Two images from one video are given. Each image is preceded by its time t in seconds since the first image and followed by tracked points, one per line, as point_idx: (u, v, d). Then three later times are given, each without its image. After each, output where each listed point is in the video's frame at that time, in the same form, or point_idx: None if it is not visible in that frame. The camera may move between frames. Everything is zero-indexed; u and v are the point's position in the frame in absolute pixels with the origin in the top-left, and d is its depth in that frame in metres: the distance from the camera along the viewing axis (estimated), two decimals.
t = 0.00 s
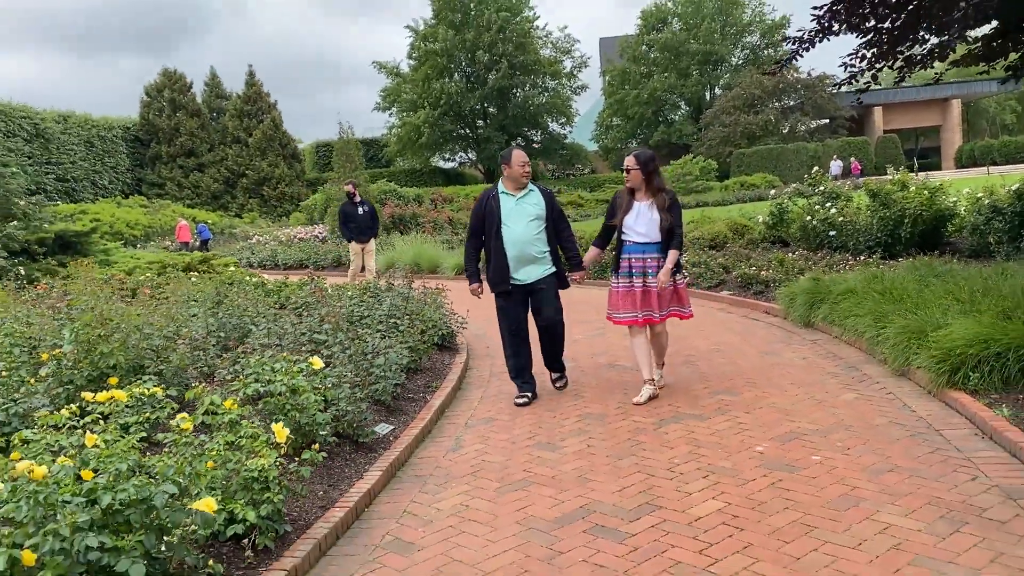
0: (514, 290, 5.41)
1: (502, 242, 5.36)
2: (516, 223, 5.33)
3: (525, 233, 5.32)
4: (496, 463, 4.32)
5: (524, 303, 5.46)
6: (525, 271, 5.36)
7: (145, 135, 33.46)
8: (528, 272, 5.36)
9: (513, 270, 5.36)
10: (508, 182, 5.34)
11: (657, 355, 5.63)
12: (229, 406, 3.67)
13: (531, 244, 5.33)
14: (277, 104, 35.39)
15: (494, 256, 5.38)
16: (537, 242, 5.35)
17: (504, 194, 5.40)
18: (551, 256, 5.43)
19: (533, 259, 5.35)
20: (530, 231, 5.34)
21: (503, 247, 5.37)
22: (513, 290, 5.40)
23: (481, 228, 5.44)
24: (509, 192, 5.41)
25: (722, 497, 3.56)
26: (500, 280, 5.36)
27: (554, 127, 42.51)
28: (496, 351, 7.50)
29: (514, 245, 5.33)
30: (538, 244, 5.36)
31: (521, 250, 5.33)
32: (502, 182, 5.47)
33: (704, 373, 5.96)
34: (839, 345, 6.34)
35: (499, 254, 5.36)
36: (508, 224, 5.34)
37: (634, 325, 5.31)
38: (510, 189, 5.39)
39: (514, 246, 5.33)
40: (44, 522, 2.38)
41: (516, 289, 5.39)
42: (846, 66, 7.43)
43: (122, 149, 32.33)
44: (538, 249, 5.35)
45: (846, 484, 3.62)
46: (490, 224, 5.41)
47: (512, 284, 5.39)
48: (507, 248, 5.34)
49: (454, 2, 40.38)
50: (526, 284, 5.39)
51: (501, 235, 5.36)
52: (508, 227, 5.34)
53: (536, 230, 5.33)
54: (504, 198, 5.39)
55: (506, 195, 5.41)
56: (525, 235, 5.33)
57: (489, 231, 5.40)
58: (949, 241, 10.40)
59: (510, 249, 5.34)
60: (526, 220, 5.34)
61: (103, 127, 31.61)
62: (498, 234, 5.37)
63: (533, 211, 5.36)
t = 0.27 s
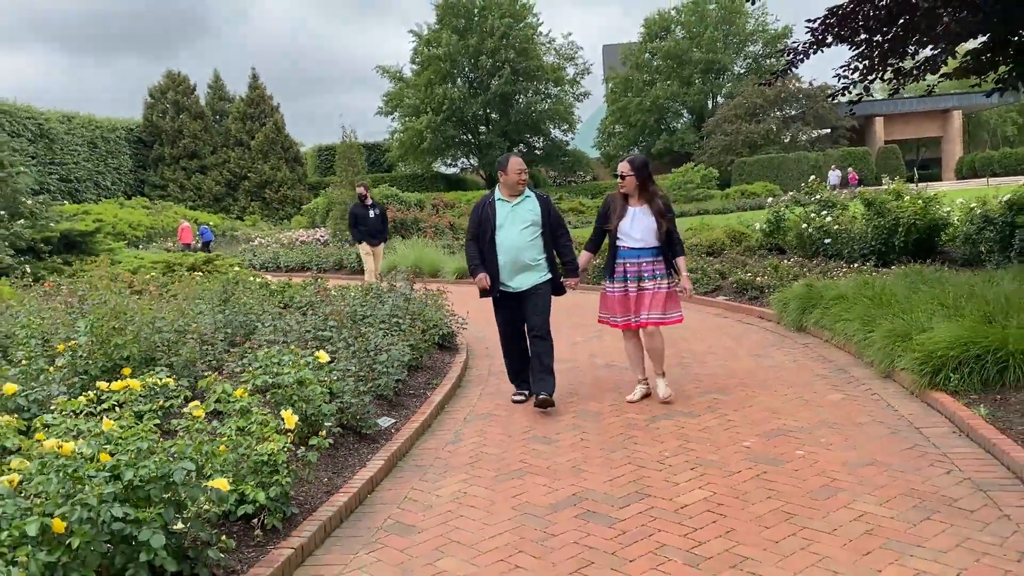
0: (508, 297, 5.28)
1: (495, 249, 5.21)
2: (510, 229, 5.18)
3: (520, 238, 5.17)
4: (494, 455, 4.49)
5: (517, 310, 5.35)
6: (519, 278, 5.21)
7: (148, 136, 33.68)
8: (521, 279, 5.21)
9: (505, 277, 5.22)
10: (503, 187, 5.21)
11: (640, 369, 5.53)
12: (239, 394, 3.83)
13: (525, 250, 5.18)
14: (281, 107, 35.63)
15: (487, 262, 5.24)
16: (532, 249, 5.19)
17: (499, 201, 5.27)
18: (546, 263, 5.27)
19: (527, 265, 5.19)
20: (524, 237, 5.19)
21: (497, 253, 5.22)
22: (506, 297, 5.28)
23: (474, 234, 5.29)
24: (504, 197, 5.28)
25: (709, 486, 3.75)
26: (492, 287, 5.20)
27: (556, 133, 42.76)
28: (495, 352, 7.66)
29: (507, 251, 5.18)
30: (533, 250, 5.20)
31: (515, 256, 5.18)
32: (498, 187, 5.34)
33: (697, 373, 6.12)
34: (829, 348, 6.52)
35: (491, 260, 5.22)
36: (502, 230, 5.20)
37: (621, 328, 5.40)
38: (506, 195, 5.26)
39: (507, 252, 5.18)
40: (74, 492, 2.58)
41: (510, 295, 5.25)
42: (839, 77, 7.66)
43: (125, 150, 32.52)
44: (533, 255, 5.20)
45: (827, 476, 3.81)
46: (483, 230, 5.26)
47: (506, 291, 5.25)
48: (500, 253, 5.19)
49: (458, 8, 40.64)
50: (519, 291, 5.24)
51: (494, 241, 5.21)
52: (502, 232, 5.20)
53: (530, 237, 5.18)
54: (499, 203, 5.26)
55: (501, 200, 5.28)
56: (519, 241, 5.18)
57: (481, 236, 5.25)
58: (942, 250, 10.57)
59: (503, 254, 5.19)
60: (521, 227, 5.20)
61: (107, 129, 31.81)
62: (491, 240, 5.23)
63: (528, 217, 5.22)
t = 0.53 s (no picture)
0: (503, 304, 5.37)
1: (494, 256, 5.31)
2: (509, 236, 5.26)
3: (518, 247, 5.24)
4: (490, 451, 4.67)
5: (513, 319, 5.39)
6: (514, 285, 5.29)
7: (147, 140, 33.86)
8: (517, 286, 5.29)
9: (501, 283, 5.31)
10: (506, 194, 5.30)
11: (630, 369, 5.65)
12: (247, 390, 3.96)
13: (521, 259, 5.25)
14: (280, 113, 35.82)
15: (484, 268, 5.35)
16: (529, 258, 5.26)
17: (502, 207, 5.35)
18: (544, 273, 5.33)
19: (523, 274, 5.26)
20: (522, 246, 5.26)
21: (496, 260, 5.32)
22: (502, 304, 5.37)
23: (476, 240, 5.41)
24: (507, 204, 5.35)
25: (695, 482, 3.93)
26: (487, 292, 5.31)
27: (554, 142, 43.03)
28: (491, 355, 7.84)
29: (504, 259, 5.26)
30: (530, 259, 5.26)
31: (512, 264, 5.25)
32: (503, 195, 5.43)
33: (687, 377, 6.30)
34: (816, 354, 6.71)
35: (488, 266, 5.32)
36: (501, 237, 5.28)
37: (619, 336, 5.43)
38: (508, 202, 5.34)
39: (504, 259, 5.26)
40: (95, 475, 2.69)
41: (506, 302, 5.34)
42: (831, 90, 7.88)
43: (124, 154, 32.68)
44: (529, 264, 5.26)
45: (808, 473, 3.99)
46: (484, 236, 5.36)
47: (501, 298, 5.34)
48: (497, 260, 5.28)
49: (458, 16, 40.90)
50: (515, 299, 5.32)
51: (493, 248, 5.30)
52: (501, 240, 5.28)
53: (528, 246, 5.25)
54: (501, 211, 5.34)
55: (504, 208, 5.36)
56: (517, 249, 5.25)
57: (482, 242, 5.36)
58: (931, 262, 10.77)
59: (501, 262, 5.27)
60: (520, 235, 5.26)
61: (107, 132, 31.97)
62: (490, 247, 5.33)
63: (529, 225, 5.28)
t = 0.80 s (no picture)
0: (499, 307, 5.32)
1: (491, 257, 5.29)
2: (506, 238, 5.24)
3: (515, 249, 5.23)
4: (486, 446, 4.85)
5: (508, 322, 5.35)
6: (511, 288, 5.28)
7: (144, 143, 33.99)
8: (513, 289, 5.27)
9: (498, 286, 5.28)
10: (503, 196, 5.29)
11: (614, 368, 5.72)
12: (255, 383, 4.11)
13: (518, 261, 5.24)
14: (277, 118, 36.00)
15: (480, 269, 5.31)
16: (526, 260, 5.26)
17: (498, 209, 5.35)
18: (541, 275, 5.33)
19: (520, 276, 5.25)
20: (521, 249, 5.26)
21: (491, 262, 5.30)
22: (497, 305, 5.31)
23: (472, 241, 5.39)
24: (504, 206, 5.35)
25: (681, 475, 4.12)
26: (483, 294, 5.27)
27: (549, 150, 43.32)
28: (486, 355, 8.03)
29: (501, 260, 5.24)
30: (527, 261, 5.26)
31: (508, 266, 5.24)
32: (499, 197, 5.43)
33: (677, 378, 6.52)
34: (802, 357, 6.94)
35: (484, 267, 5.29)
36: (498, 239, 5.26)
37: (613, 341, 5.46)
38: (504, 204, 5.34)
39: (501, 261, 5.24)
40: (118, 457, 2.83)
41: (501, 304, 5.30)
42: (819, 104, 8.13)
43: (121, 157, 32.79)
44: (526, 266, 5.26)
45: (788, 467, 4.20)
46: (481, 238, 5.34)
47: (496, 299, 5.30)
48: (494, 262, 5.26)
49: (455, 24, 41.18)
50: (510, 301, 5.30)
51: (490, 249, 5.28)
52: (498, 242, 5.26)
53: (525, 249, 5.25)
54: (498, 212, 5.33)
55: (501, 209, 5.35)
56: (514, 251, 5.25)
57: (479, 244, 5.35)
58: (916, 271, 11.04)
59: (497, 263, 5.25)
60: (516, 237, 5.25)
61: (104, 135, 32.09)
62: (487, 248, 5.30)
63: (525, 228, 5.28)
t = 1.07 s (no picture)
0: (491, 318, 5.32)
1: (480, 270, 5.28)
2: (494, 250, 5.22)
3: (503, 261, 5.21)
4: (483, 445, 5.02)
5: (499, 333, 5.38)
6: (503, 299, 5.28)
7: (133, 146, 34.00)
8: (505, 301, 5.28)
9: (489, 298, 5.28)
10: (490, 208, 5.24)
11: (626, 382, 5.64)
12: (262, 380, 4.26)
13: (508, 273, 5.23)
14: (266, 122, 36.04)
15: (471, 283, 5.31)
16: (515, 271, 5.25)
17: (485, 220, 5.31)
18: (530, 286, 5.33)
19: (510, 287, 5.25)
20: (510, 260, 5.25)
21: (482, 274, 5.29)
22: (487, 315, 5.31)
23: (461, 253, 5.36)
24: (491, 217, 5.30)
25: (670, 471, 4.32)
26: (477, 307, 5.29)
27: (540, 156, 43.53)
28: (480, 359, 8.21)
29: (490, 273, 5.24)
30: (516, 273, 5.26)
31: (498, 278, 5.23)
32: (485, 207, 5.38)
33: (667, 381, 6.72)
34: (788, 362, 7.15)
35: (475, 280, 5.29)
36: (486, 251, 5.24)
37: (609, 352, 5.28)
38: (491, 215, 5.29)
39: (491, 274, 5.24)
40: (140, 446, 3.00)
41: (492, 316, 5.31)
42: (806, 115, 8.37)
43: (110, 160, 32.81)
44: (516, 278, 5.26)
45: (773, 465, 4.40)
46: (470, 250, 5.33)
47: (488, 312, 5.31)
48: (484, 275, 5.26)
49: (446, 30, 41.38)
50: (502, 312, 5.30)
51: (479, 262, 5.26)
52: (487, 254, 5.24)
53: (514, 260, 5.23)
54: (485, 224, 5.29)
55: (488, 220, 5.30)
56: (502, 263, 5.23)
57: (467, 257, 5.32)
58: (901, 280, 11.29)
59: (487, 276, 5.25)
60: (505, 248, 5.23)
61: (93, 138, 32.08)
62: (476, 261, 5.29)
63: (513, 239, 5.25)
